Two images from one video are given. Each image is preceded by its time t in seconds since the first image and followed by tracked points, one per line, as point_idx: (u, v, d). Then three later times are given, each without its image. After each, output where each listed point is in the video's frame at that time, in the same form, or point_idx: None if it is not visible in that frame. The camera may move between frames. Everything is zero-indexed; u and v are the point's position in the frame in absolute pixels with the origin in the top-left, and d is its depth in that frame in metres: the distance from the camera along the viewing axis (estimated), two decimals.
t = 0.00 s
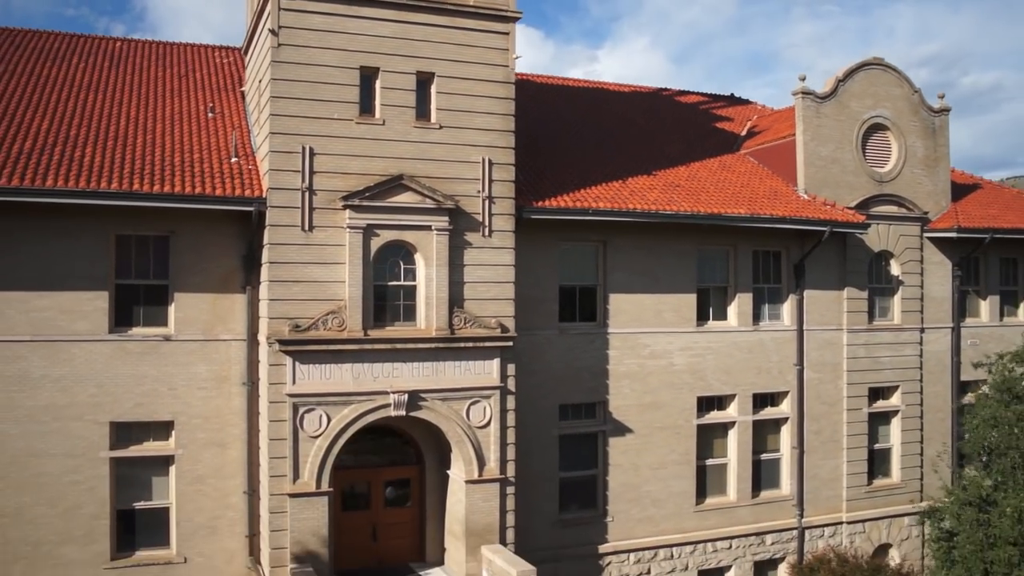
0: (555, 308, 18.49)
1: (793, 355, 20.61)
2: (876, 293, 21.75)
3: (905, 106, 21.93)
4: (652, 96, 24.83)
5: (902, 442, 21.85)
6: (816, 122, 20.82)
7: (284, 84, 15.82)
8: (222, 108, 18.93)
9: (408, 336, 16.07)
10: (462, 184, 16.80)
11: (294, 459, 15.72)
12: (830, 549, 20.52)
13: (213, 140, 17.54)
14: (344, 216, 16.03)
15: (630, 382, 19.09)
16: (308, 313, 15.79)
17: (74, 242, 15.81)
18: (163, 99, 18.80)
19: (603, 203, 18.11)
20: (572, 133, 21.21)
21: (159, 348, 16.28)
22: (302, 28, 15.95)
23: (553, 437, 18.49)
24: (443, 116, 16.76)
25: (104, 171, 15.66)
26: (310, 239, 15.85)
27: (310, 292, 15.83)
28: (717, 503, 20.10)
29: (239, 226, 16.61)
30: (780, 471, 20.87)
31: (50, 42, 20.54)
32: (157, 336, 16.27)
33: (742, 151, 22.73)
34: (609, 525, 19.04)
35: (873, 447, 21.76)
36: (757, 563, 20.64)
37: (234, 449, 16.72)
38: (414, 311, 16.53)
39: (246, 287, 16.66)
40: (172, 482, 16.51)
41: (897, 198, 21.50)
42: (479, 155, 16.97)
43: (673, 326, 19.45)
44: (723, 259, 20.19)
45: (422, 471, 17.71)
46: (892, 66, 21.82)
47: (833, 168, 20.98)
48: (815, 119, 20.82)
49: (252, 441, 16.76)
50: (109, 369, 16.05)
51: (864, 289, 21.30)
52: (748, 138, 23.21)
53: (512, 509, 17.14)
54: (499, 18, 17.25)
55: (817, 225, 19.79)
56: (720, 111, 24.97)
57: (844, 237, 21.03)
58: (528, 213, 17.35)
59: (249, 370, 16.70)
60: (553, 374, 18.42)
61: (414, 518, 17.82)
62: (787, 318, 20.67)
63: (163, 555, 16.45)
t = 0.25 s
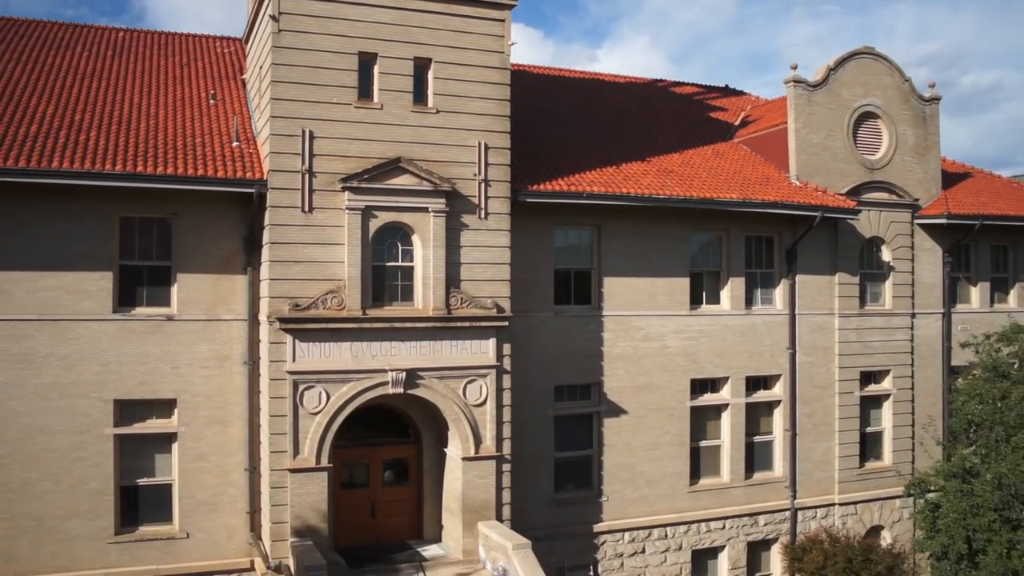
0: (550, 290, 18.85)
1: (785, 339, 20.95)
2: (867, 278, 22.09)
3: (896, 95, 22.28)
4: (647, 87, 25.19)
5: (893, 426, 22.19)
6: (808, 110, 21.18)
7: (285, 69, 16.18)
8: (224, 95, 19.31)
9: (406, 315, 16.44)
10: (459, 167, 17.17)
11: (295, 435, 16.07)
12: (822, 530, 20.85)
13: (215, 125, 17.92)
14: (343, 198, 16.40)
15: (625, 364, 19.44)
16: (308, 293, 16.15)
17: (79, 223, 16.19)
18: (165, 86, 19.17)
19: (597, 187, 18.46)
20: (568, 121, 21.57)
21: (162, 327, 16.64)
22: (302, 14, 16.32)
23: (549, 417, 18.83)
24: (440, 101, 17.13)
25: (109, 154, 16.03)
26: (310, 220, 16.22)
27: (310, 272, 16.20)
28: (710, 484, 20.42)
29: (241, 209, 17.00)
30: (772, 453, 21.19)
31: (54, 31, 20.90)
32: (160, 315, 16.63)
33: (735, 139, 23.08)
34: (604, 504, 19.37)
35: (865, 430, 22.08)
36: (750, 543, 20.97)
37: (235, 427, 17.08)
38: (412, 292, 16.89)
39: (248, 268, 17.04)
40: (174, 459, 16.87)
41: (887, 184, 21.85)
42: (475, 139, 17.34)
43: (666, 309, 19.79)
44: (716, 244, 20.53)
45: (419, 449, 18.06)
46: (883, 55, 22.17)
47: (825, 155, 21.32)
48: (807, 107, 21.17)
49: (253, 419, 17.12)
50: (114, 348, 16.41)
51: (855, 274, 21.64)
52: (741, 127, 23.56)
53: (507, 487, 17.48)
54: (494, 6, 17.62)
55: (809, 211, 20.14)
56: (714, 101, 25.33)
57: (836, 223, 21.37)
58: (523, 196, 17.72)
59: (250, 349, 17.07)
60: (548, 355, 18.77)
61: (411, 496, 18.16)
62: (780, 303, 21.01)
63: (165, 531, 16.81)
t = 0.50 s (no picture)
0: (547, 274, 19.20)
1: (778, 323, 21.28)
2: (860, 264, 22.42)
3: (887, 84, 22.61)
4: (643, 78, 25.54)
5: (886, 410, 22.53)
6: (800, 98, 21.52)
7: (286, 54, 16.54)
8: (226, 82, 19.68)
9: (405, 295, 16.80)
10: (456, 152, 17.53)
11: (296, 412, 16.42)
12: (815, 511, 21.17)
13: (218, 111, 18.29)
14: (343, 181, 16.78)
15: (620, 347, 19.78)
16: (308, 273, 16.51)
17: (85, 205, 16.56)
18: (169, 74, 19.53)
19: (592, 172, 18.81)
20: (564, 109, 21.91)
21: (165, 308, 17.00)
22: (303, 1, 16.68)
23: (545, 398, 19.17)
24: (438, 86, 17.49)
25: (114, 137, 16.39)
26: (311, 203, 16.59)
27: (311, 253, 16.56)
28: (705, 466, 20.74)
29: (243, 192, 17.38)
30: (766, 436, 21.53)
31: (59, 21, 21.26)
32: (163, 296, 16.98)
33: (730, 128, 23.42)
34: (599, 485, 19.70)
35: (858, 414, 22.41)
36: (744, 525, 21.29)
37: (237, 406, 17.43)
38: (411, 273, 17.26)
39: (250, 251, 17.41)
40: (178, 437, 17.22)
41: (880, 172, 22.18)
42: (472, 124, 17.70)
43: (661, 293, 20.14)
44: (710, 230, 20.87)
45: (418, 429, 18.40)
46: (875, 45, 22.50)
47: (817, 142, 21.67)
48: (799, 96, 21.51)
49: (254, 399, 17.47)
50: (119, 327, 16.77)
51: (848, 260, 21.97)
52: (735, 116, 23.90)
53: (504, 465, 17.80)
54: None
55: (801, 196, 20.48)
56: (709, 92, 25.67)
57: (828, 210, 21.71)
58: (520, 180, 18.07)
59: (252, 330, 17.43)
60: (544, 338, 19.11)
61: (410, 475, 18.49)
62: (773, 288, 21.34)
63: (169, 507, 17.15)
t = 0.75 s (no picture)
0: (543, 257, 19.55)
1: (771, 307, 21.62)
2: (852, 250, 22.77)
3: (879, 72, 22.96)
4: (639, 68, 25.90)
5: (877, 393, 22.87)
6: (793, 86, 21.86)
7: (287, 40, 16.89)
8: (228, 69, 20.04)
9: (403, 275, 17.15)
10: (454, 136, 17.90)
11: (296, 389, 16.76)
12: (807, 492, 21.50)
13: (221, 97, 18.65)
14: (342, 164, 17.15)
15: (615, 330, 20.12)
16: (308, 253, 16.86)
17: (90, 187, 16.93)
18: (172, 61, 19.90)
19: (587, 157, 19.16)
20: (561, 97, 22.27)
21: (168, 288, 17.34)
22: None
23: (541, 379, 19.51)
24: (436, 71, 17.85)
25: (118, 120, 16.75)
26: (311, 185, 16.95)
27: (311, 234, 16.92)
28: (699, 447, 21.09)
29: (245, 175, 17.76)
30: (759, 419, 21.87)
31: (64, 9, 21.62)
32: (166, 277, 17.32)
33: (724, 117, 23.78)
34: (594, 465, 20.03)
35: (850, 398, 22.75)
36: (738, 506, 21.63)
37: (238, 384, 17.77)
38: (409, 254, 17.62)
39: (251, 232, 17.77)
40: (180, 415, 17.57)
41: (871, 159, 22.53)
42: (469, 109, 18.07)
43: (655, 277, 20.48)
44: (704, 215, 21.21)
45: (416, 408, 18.75)
46: (867, 34, 22.85)
47: (810, 129, 22.01)
48: (792, 84, 21.86)
49: (256, 378, 17.81)
50: (123, 307, 17.12)
51: (840, 246, 22.32)
52: (730, 105, 24.25)
53: (501, 443, 18.13)
54: None
55: (793, 182, 20.82)
56: (704, 82, 26.02)
57: (820, 196, 22.05)
58: (516, 164, 18.44)
59: (253, 310, 17.78)
60: (540, 319, 19.46)
61: (409, 454, 18.83)
62: (766, 272, 21.68)
63: (171, 484, 17.50)
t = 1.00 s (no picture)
0: (539, 241, 19.89)
1: (765, 292, 21.95)
2: (845, 237, 23.11)
3: (871, 61, 23.29)
4: (635, 58, 26.23)
5: (870, 378, 23.18)
6: (786, 74, 22.20)
7: (288, 25, 17.23)
8: (230, 57, 20.38)
9: (402, 257, 17.50)
10: (452, 120, 18.25)
11: (297, 367, 17.09)
12: (801, 475, 21.80)
13: (222, 82, 19.00)
14: (342, 147, 17.50)
15: (611, 313, 20.45)
16: (309, 235, 17.21)
17: (95, 169, 17.29)
18: (174, 48, 20.24)
19: (582, 142, 19.50)
20: (557, 86, 22.61)
21: (172, 269, 17.69)
22: None
23: (538, 361, 19.84)
24: (434, 57, 18.20)
25: (123, 104, 17.10)
26: (312, 167, 17.30)
27: (312, 215, 17.26)
28: (693, 429, 21.41)
29: (247, 159, 18.11)
30: (753, 402, 22.18)
31: None
32: (170, 258, 17.67)
33: (718, 105, 24.11)
34: (591, 446, 20.34)
35: (843, 382, 23.08)
36: (732, 488, 21.93)
37: (240, 364, 18.10)
38: (407, 236, 17.98)
39: (253, 215, 18.13)
40: (183, 394, 17.91)
41: (863, 146, 22.87)
42: (467, 94, 18.42)
43: (650, 261, 20.81)
44: (698, 201, 21.55)
45: (415, 389, 19.06)
46: (859, 23, 23.18)
47: (803, 117, 22.35)
48: (785, 72, 22.20)
49: (257, 358, 18.14)
50: (127, 288, 17.46)
51: (832, 232, 22.65)
52: (724, 94, 24.59)
53: (498, 423, 18.45)
54: None
55: (786, 168, 21.16)
56: (699, 72, 26.36)
57: (813, 182, 22.38)
58: (512, 149, 18.80)
59: (255, 291, 18.12)
60: (537, 302, 19.79)
61: (408, 434, 19.13)
62: (760, 258, 22.01)
63: (174, 462, 17.82)
